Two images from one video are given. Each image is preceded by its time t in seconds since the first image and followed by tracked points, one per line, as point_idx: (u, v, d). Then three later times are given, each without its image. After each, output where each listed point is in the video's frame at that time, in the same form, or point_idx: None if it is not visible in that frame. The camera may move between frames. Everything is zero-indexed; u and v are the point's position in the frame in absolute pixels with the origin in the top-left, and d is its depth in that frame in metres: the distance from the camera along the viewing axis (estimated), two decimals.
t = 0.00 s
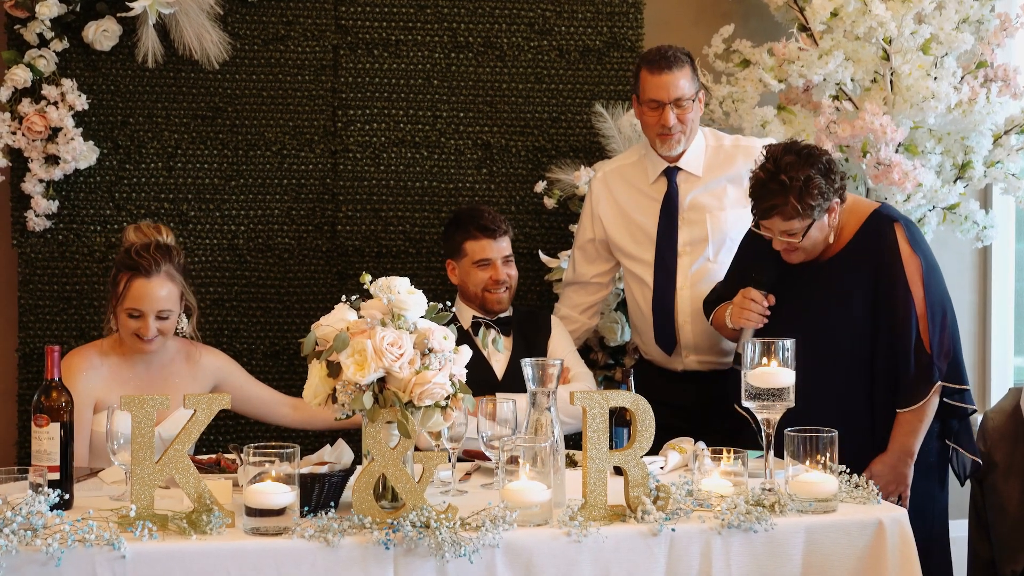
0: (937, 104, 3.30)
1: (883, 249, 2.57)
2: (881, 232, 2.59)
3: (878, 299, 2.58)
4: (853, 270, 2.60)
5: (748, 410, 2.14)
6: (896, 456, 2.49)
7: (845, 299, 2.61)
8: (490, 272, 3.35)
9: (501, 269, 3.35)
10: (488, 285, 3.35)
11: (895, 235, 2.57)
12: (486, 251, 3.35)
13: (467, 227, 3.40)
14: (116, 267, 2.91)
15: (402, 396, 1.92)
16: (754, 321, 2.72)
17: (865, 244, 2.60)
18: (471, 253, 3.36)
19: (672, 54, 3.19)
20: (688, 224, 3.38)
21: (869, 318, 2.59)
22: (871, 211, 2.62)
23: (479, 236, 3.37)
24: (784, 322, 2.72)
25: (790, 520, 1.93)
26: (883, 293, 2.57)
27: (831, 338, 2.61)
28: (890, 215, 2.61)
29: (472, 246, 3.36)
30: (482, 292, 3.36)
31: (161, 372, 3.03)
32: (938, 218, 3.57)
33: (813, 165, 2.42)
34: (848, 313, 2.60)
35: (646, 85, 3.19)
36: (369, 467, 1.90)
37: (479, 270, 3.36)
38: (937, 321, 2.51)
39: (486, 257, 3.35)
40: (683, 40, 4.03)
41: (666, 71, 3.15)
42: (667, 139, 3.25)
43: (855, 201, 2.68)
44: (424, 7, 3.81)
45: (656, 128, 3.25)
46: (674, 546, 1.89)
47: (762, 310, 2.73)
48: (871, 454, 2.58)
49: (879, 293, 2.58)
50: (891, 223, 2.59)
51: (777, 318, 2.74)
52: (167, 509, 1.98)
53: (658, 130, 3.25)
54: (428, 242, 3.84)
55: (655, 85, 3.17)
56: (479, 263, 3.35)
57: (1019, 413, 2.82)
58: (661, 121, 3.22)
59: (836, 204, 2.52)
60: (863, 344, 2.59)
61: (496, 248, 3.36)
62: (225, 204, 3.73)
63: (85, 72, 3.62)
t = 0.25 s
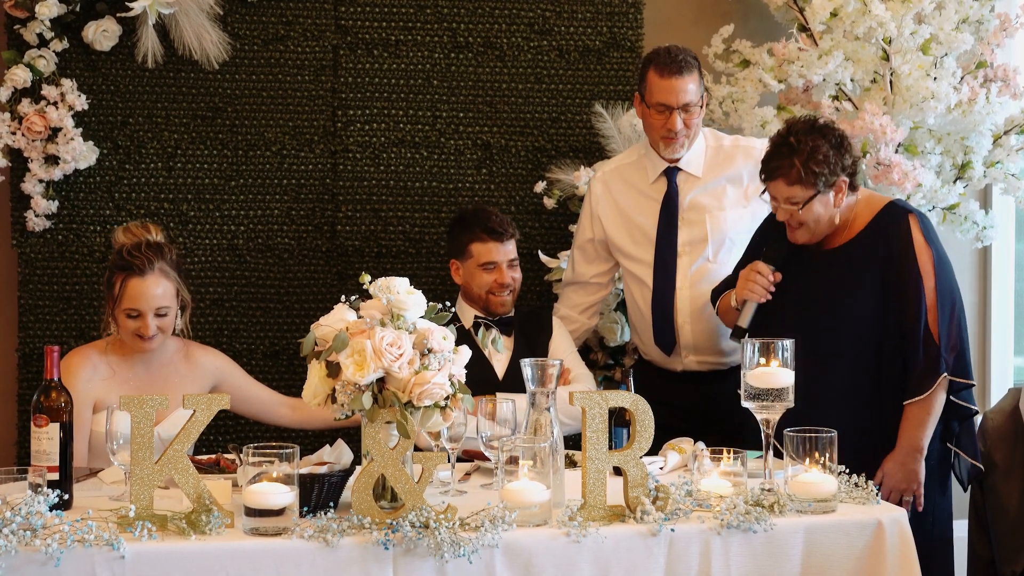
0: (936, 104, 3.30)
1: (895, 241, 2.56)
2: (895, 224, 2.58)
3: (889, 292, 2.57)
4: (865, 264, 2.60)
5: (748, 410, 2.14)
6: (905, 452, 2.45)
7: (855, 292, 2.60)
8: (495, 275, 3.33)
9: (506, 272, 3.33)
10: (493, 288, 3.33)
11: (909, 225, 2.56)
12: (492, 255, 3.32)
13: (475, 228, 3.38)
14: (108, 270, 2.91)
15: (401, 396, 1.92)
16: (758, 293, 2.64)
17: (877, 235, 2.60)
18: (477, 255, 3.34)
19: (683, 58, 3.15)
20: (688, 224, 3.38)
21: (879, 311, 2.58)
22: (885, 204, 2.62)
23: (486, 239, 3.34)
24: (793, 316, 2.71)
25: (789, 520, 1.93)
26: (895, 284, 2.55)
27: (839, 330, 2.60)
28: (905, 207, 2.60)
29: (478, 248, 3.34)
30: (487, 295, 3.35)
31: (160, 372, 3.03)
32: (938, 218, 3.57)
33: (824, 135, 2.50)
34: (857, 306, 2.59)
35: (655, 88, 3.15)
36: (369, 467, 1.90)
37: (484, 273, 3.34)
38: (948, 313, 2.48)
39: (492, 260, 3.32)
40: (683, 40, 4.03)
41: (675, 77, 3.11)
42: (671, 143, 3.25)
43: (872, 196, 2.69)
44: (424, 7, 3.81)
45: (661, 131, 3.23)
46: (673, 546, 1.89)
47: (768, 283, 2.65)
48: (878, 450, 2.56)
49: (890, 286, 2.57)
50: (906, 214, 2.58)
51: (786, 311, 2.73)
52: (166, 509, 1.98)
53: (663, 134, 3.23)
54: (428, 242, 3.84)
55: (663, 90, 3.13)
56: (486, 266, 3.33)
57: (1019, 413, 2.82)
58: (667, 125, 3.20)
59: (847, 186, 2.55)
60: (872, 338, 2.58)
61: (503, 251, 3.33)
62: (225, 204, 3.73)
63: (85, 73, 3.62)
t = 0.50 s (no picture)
0: (937, 104, 3.31)
1: (910, 235, 2.56)
2: (911, 217, 2.58)
3: (900, 285, 2.56)
4: (878, 257, 2.60)
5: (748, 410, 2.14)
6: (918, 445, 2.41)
7: (866, 283, 2.59)
8: (503, 283, 3.33)
9: (514, 280, 3.33)
10: (500, 295, 3.33)
11: (926, 219, 2.56)
12: (501, 263, 3.32)
13: (486, 235, 3.36)
14: (109, 269, 2.89)
15: (402, 396, 1.93)
16: (758, 254, 2.64)
17: (892, 227, 2.60)
18: (486, 262, 3.33)
19: (691, 62, 3.13)
20: (688, 225, 3.38)
21: (890, 304, 2.57)
22: (903, 199, 2.63)
23: (495, 246, 3.34)
24: (801, 307, 2.71)
25: (790, 520, 1.93)
26: (907, 276, 2.55)
27: (848, 322, 2.60)
28: (921, 201, 2.60)
29: (489, 255, 3.33)
30: (492, 301, 3.35)
31: (158, 372, 3.03)
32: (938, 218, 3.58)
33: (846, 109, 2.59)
34: (868, 298, 2.58)
35: (661, 91, 3.14)
36: (370, 468, 1.90)
37: (492, 280, 3.33)
38: (960, 308, 2.49)
39: (502, 268, 3.32)
40: (683, 40, 4.03)
41: (682, 80, 3.10)
42: (674, 145, 3.25)
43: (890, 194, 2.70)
44: (424, 7, 3.81)
45: (665, 132, 3.24)
46: (674, 546, 1.89)
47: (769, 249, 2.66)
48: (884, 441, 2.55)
49: (902, 278, 2.56)
50: (923, 208, 2.58)
51: (794, 303, 2.72)
52: (168, 510, 1.98)
53: (667, 135, 3.24)
54: (428, 242, 3.84)
55: (669, 93, 3.12)
56: (494, 273, 3.33)
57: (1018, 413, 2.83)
58: (672, 128, 3.20)
59: (864, 166, 2.59)
60: (882, 330, 2.57)
61: (511, 260, 3.33)
62: (226, 204, 3.73)
63: (86, 73, 3.63)
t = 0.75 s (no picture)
0: (937, 104, 3.30)
1: (913, 232, 2.57)
2: (914, 215, 2.58)
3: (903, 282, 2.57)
4: (880, 254, 2.60)
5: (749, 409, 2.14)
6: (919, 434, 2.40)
7: (868, 279, 2.60)
8: (506, 287, 3.33)
9: (517, 284, 3.33)
10: (502, 297, 3.33)
11: (931, 217, 2.56)
12: (504, 266, 3.31)
13: (489, 237, 3.35)
14: (126, 260, 2.90)
15: (402, 396, 1.92)
16: (763, 247, 2.65)
17: (896, 226, 2.60)
18: (490, 266, 3.32)
19: (693, 62, 3.13)
20: (689, 224, 3.38)
21: (892, 301, 2.57)
22: (907, 198, 2.63)
23: (499, 250, 3.32)
24: (803, 305, 2.71)
25: (790, 520, 1.93)
26: (912, 274, 2.54)
27: (849, 317, 2.60)
28: (926, 199, 2.60)
29: (493, 259, 3.32)
30: (494, 304, 3.34)
31: (157, 371, 3.02)
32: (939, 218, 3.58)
33: (845, 109, 2.59)
34: (870, 293, 2.58)
35: (664, 90, 3.13)
36: (370, 467, 1.90)
37: (495, 283, 3.33)
38: (965, 306, 2.50)
39: (506, 272, 3.31)
40: (684, 40, 4.03)
41: (683, 80, 3.10)
42: (675, 144, 3.25)
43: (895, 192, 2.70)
44: (425, 7, 3.81)
45: (665, 131, 3.24)
46: (674, 546, 1.89)
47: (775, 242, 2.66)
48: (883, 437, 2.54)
49: (905, 275, 2.56)
50: (927, 206, 2.58)
51: (796, 300, 2.73)
52: (167, 509, 1.98)
53: (668, 135, 3.24)
54: (429, 242, 3.84)
55: (669, 93, 3.13)
56: (497, 276, 3.32)
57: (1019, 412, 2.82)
58: (672, 127, 3.20)
59: (866, 164, 2.59)
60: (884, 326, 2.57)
61: (514, 263, 3.32)
62: (226, 203, 3.73)
63: (86, 73, 3.63)
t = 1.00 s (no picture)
0: (938, 104, 3.30)
1: (913, 233, 2.56)
2: (914, 215, 2.58)
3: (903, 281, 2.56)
4: (881, 254, 2.60)
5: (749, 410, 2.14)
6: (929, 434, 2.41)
7: (868, 278, 2.59)
8: (509, 282, 3.34)
9: (519, 279, 3.34)
10: (505, 294, 3.34)
11: (931, 217, 2.55)
12: (506, 262, 3.32)
13: (489, 235, 3.36)
14: (137, 260, 2.91)
15: (403, 396, 1.92)
16: (764, 256, 2.68)
17: (896, 226, 2.60)
18: (491, 263, 3.33)
19: (696, 61, 3.18)
20: (691, 225, 3.37)
21: (892, 300, 2.57)
22: (907, 199, 2.63)
23: (500, 246, 3.34)
24: (804, 304, 2.71)
25: (791, 520, 1.93)
26: (913, 275, 2.54)
27: (851, 316, 2.59)
28: (926, 200, 2.60)
29: (494, 256, 3.33)
30: (497, 301, 3.34)
31: (160, 371, 3.02)
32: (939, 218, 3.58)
33: (838, 109, 2.60)
34: (871, 293, 2.58)
35: (670, 88, 3.16)
36: (371, 467, 1.90)
37: (498, 279, 3.33)
38: (965, 306, 2.49)
39: (507, 268, 3.33)
40: (684, 40, 4.03)
41: (688, 78, 3.14)
42: (682, 143, 3.24)
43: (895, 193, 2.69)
44: (425, 7, 3.81)
45: (669, 131, 3.25)
46: (675, 546, 1.89)
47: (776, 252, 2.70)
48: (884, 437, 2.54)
49: (905, 276, 2.56)
50: (928, 207, 2.58)
51: (797, 300, 2.73)
52: (168, 509, 1.98)
53: (675, 134, 3.24)
54: (429, 242, 3.84)
55: (675, 91, 3.15)
56: (499, 273, 3.33)
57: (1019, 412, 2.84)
58: (679, 126, 3.21)
59: (864, 164, 2.59)
60: (884, 325, 2.57)
61: (516, 259, 3.34)
62: (227, 203, 3.73)
63: (86, 73, 3.63)
